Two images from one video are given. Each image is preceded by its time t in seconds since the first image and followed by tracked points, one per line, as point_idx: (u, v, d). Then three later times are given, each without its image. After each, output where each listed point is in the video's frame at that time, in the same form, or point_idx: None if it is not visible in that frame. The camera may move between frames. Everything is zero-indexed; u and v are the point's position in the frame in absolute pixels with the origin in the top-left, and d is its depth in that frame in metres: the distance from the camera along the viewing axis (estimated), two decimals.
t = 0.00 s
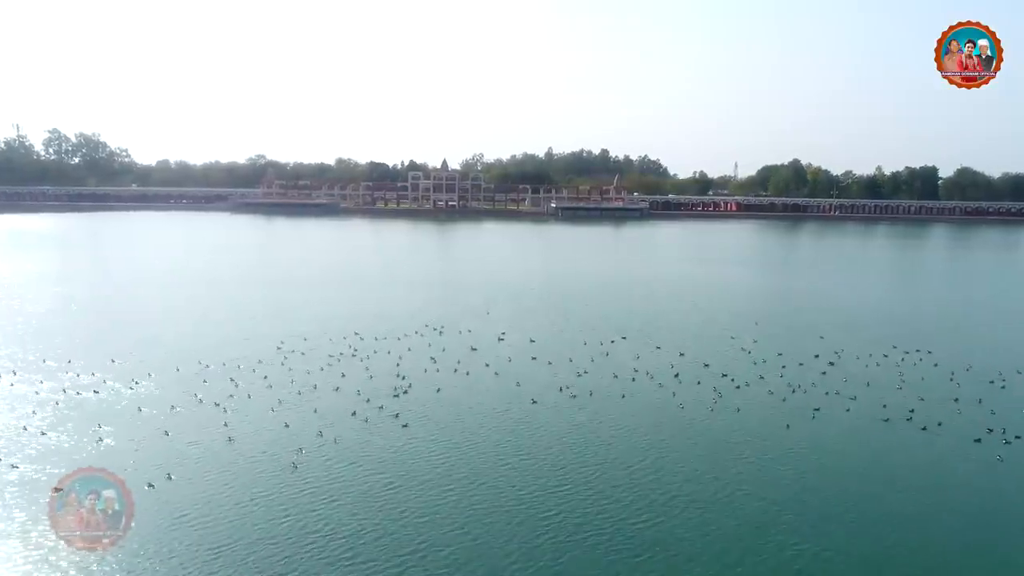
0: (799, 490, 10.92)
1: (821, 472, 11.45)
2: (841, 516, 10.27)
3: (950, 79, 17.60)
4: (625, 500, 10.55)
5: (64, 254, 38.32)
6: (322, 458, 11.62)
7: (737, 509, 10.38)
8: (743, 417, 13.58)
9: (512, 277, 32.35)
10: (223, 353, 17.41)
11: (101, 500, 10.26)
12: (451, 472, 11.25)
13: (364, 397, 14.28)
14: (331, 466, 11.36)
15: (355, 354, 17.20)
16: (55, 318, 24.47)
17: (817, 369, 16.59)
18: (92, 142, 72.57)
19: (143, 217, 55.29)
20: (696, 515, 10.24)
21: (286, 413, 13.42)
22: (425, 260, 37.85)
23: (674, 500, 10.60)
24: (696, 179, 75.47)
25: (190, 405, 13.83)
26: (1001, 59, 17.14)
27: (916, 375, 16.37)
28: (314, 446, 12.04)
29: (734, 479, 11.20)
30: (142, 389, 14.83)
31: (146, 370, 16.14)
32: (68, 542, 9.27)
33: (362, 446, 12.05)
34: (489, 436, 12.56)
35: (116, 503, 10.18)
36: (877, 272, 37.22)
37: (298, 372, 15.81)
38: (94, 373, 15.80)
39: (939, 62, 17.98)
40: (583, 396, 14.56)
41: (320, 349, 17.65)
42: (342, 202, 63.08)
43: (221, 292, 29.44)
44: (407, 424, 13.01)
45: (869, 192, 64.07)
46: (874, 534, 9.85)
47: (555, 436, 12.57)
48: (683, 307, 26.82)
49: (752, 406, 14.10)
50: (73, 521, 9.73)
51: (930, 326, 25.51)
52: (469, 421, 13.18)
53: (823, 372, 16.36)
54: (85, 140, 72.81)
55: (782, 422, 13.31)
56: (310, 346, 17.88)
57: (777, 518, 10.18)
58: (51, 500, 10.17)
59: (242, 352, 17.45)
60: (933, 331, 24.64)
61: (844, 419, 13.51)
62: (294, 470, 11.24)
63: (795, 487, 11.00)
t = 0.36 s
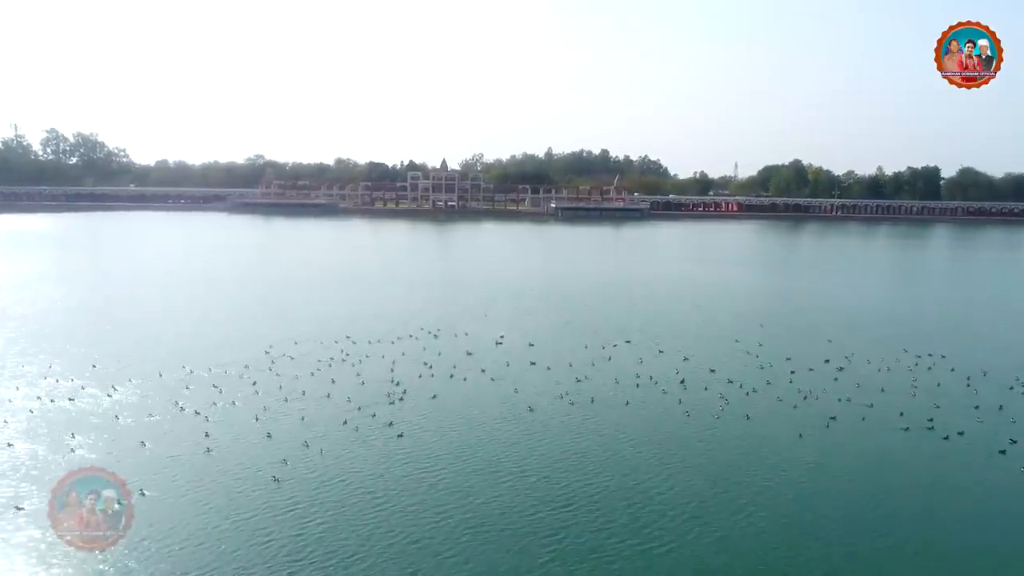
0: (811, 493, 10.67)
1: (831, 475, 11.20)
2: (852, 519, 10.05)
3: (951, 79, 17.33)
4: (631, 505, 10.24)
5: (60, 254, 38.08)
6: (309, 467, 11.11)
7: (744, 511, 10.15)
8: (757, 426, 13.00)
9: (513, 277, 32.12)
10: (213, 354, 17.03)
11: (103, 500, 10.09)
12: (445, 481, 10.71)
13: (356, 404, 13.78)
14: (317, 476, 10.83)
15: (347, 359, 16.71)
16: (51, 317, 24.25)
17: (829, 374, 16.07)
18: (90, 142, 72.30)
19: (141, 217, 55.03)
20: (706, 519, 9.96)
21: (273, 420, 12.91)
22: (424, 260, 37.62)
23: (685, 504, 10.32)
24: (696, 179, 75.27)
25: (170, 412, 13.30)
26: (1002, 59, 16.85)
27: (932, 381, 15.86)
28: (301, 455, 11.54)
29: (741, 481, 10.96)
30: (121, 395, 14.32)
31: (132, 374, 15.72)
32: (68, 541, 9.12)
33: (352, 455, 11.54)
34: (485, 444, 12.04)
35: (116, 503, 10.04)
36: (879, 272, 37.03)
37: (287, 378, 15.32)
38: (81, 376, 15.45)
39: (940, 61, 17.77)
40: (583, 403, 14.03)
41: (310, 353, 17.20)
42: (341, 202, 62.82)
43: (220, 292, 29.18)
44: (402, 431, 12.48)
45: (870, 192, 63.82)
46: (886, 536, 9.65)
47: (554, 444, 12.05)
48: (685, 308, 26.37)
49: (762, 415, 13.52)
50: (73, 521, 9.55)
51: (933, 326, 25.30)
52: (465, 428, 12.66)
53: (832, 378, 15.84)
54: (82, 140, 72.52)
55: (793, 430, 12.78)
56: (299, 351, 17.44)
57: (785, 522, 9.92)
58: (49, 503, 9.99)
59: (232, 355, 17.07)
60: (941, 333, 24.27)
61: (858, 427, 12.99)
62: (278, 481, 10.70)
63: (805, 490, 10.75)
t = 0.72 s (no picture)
0: (823, 493, 10.36)
1: (844, 475, 10.87)
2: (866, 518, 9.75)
3: (950, 79, 16.65)
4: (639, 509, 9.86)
5: (57, 254, 37.81)
6: (296, 480, 10.50)
7: (754, 513, 9.81)
8: (769, 432, 12.20)
9: (513, 277, 31.90)
10: (202, 357, 16.43)
11: (105, 501, 9.84)
12: (439, 497, 10.08)
13: (348, 410, 13.14)
14: (303, 491, 10.21)
15: (340, 364, 16.08)
16: (46, 318, 23.95)
17: (840, 379, 15.41)
18: (89, 142, 72.05)
19: (139, 217, 54.80)
20: (715, 519, 9.65)
21: (260, 428, 12.30)
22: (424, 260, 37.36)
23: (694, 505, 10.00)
24: (697, 179, 75.07)
25: (149, 419, 12.68)
26: (1002, 59, 16.20)
27: (947, 386, 15.21)
28: (288, 466, 10.92)
29: (752, 481, 10.64)
30: (100, 402, 13.63)
31: (125, 373, 15.31)
32: (70, 541, 8.92)
33: (341, 467, 10.90)
34: (484, 454, 11.38)
35: (117, 503, 9.80)
36: (881, 272, 36.84)
37: (276, 382, 14.71)
38: (68, 377, 14.97)
39: (940, 61, 17.23)
40: (586, 408, 13.25)
41: (302, 357, 16.59)
42: (340, 202, 62.57)
43: (218, 292, 28.99)
44: (396, 440, 11.83)
45: (872, 192, 63.57)
46: (896, 533, 9.43)
47: (557, 452, 11.36)
48: (686, 308, 25.95)
49: (772, 420, 12.72)
50: (78, 522, 9.31)
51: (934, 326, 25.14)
52: (462, 437, 12.01)
53: (843, 382, 15.15)
54: (81, 140, 72.27)
55: (806, 436, 12.04)
56: (291, 354, 16.89)
57: (797, 522, 9.62)
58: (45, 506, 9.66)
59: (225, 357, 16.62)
60: (947, 334, 23.97)
61: (874, 434, 12.27)
62: (262, 495, 10.10)
63: (816, 489, 10.44)
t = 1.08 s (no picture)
0: (834, 492, 10.15)
1: (855, 475, 10.66)
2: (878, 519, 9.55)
3: (950, 79, 16.20)
4: (648, 508, 9.59)
5: (55, 254, 37.57)
6: (282, 494, 9.65)
7: (768, 512, 9.59)
8: (779, 439, 11.77)
9: (514, 277, 31.70)
10: (194, 360, 15.99)
11: (102, 499, 9.48)
12: (437, 510, 9.34)
13: (339, 414, 12.33)
14: (290, 506, 9.38)
15: (332, 367, 15.13)
16: (43, 318, 23.70)
17: (850, 384, 14.94)
18: (87, 142, 71.81)
19: (137, 217, 54.57)
20: (726, 518, 9.44)
21: (245, 435, 11.43)
22: (424, 261, 37.10)
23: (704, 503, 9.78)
24: (698, 180, 74.89)
25: (128, 426, 11.83)
26: (1002, 59, 15.78)
27: (961, 390, 14.74)
28: (274, 479, 10.05)
29: (762, 479, 10.43)
30: (78, 407, 12.93)
31: (120, 374, 15.06)
32: (68, 541, 8.54)
33: (331, 480, 10.02)
34: (486, 466, 10.56)
35: (116, 503, 9.37)
36: (884, 272, 36.70)
37: (264, 386, 13.79)
38: (58, 379, 14.65)
39: (940, 62, 16.85)
40: (589, 412, 12.62)
41: (293, 360, 15.72)
42: (339, 202, 62.34)
43: (218, 292, 28.79)
44: (391, 449, 10.94)
45: (874, 192, 63.37)
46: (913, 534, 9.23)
47: (562, 465, 10.61)
48: (685, 309, 25.75)
49: (783, 427, 12.21)
50: (73, 520, 8.96)
51: (938, 327, 24.98)
52: (462, 447, 11.11)
53: (853, 387, 14.66)
54: (79, 140, 72.04)
55: (817, 444, 11.59)
56: (283, 357, 16.01)
57: (810, 523, 9.41)
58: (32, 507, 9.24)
59: (220, 357, 16.31)
60: (953, 335, 23.69)
61: (889, 441, 11.80)
62: (245, 510, 9.28)
63: (827, 489, 10.23)
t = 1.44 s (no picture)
0: (846, 497, 9.97)
1: (867, 478, 10.47)
2: (893, 523, 9.37)
3: (951, 79, 16.78)
4: (655, 514, 9.42)
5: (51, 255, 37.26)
6: (269, 502, 9.38)
7: (775, 518, 9.44)
8: (797, 448, 11.37)
9: (514, 277, 31.49)
10: (183, 362, 15.66)
11: (102, 500, 9.34)
12: (429, 521, 9.05)
13: (329, 420, 12.03)
14: (275, 517, 9.07)
15: (324, 370, 14.90)
16: (39, 319, 23.42)
17: (865, 387, 14.52)
18: (85, 142, 71.51)
19: (135, 217, 54.30)
20: (736, 524, 9.27)
21: (230, 441, 11.16)
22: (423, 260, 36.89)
23: (715, 509, 9.60)
24: (698, 180, 74.68)
25: (108, 431, 11.51)
26: (1002, 59, 16.36)
27: (978, 394, 14.33)
28: (260, 486, 9.78)
29: (771, 483, 10.28)
30: (55, 411, 12.56)
31: (112, 375, 14.79)
32: (68, 540, 8.45)
33: (321, 488, 9.73)
34: (481, 473, 10.30)
35: (116, 503, 9.27)
36: (886, 272, 36.52)
37: (252, 389, 13.57)
38: (48, 380, 14.38)
39: (939, 62, 17.45)
40: (591, 418, 12.32)
41: (283, 363, 15.46)
42: (338, 202, 62.09)
43: (215, 292, 28.56)
44: (385, 457, 10.65)
45: (875, 192, 63.20)
46: (923, 540, 9.08)
47: (558, 472, 10.35)
48: (688, 310, 25.45)
49: (800, 436, 11.82)
50: (72, 521, 8.82)
51: (942, 327, 24.77)
52: (456, 453, 10.85)
53: (867, 390, 14.26)
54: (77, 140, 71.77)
55: (834, 452, 11.24)
56: (273, 360, 15.73)
57: (822, 529, 9.22)
58: (20, 512, 8.99)
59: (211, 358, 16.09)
60: (960, 336, 23.43)
61: (908, 449, 11.42)
62: (225, 520, 8.99)
63: (836, 494, 10.04)
